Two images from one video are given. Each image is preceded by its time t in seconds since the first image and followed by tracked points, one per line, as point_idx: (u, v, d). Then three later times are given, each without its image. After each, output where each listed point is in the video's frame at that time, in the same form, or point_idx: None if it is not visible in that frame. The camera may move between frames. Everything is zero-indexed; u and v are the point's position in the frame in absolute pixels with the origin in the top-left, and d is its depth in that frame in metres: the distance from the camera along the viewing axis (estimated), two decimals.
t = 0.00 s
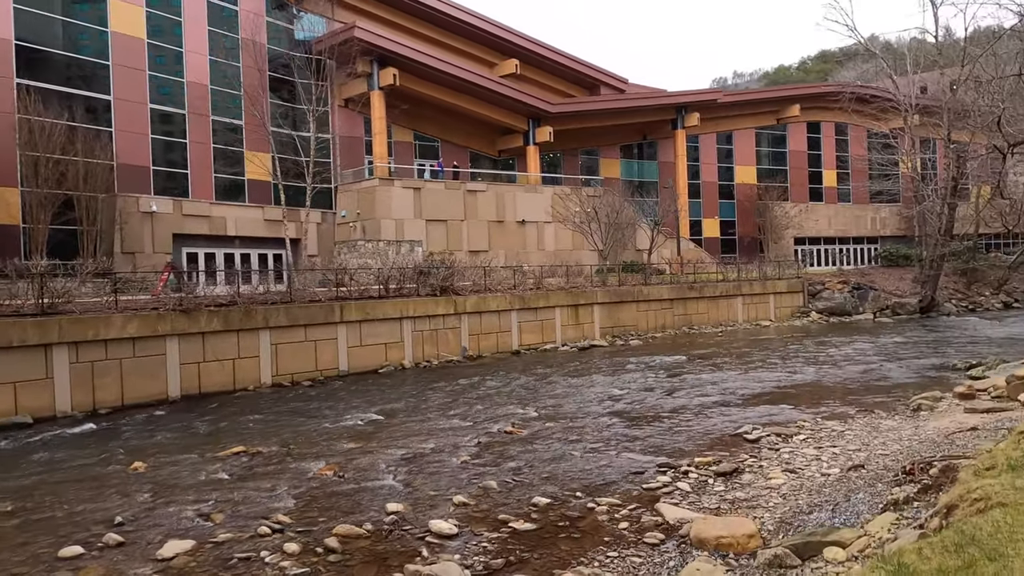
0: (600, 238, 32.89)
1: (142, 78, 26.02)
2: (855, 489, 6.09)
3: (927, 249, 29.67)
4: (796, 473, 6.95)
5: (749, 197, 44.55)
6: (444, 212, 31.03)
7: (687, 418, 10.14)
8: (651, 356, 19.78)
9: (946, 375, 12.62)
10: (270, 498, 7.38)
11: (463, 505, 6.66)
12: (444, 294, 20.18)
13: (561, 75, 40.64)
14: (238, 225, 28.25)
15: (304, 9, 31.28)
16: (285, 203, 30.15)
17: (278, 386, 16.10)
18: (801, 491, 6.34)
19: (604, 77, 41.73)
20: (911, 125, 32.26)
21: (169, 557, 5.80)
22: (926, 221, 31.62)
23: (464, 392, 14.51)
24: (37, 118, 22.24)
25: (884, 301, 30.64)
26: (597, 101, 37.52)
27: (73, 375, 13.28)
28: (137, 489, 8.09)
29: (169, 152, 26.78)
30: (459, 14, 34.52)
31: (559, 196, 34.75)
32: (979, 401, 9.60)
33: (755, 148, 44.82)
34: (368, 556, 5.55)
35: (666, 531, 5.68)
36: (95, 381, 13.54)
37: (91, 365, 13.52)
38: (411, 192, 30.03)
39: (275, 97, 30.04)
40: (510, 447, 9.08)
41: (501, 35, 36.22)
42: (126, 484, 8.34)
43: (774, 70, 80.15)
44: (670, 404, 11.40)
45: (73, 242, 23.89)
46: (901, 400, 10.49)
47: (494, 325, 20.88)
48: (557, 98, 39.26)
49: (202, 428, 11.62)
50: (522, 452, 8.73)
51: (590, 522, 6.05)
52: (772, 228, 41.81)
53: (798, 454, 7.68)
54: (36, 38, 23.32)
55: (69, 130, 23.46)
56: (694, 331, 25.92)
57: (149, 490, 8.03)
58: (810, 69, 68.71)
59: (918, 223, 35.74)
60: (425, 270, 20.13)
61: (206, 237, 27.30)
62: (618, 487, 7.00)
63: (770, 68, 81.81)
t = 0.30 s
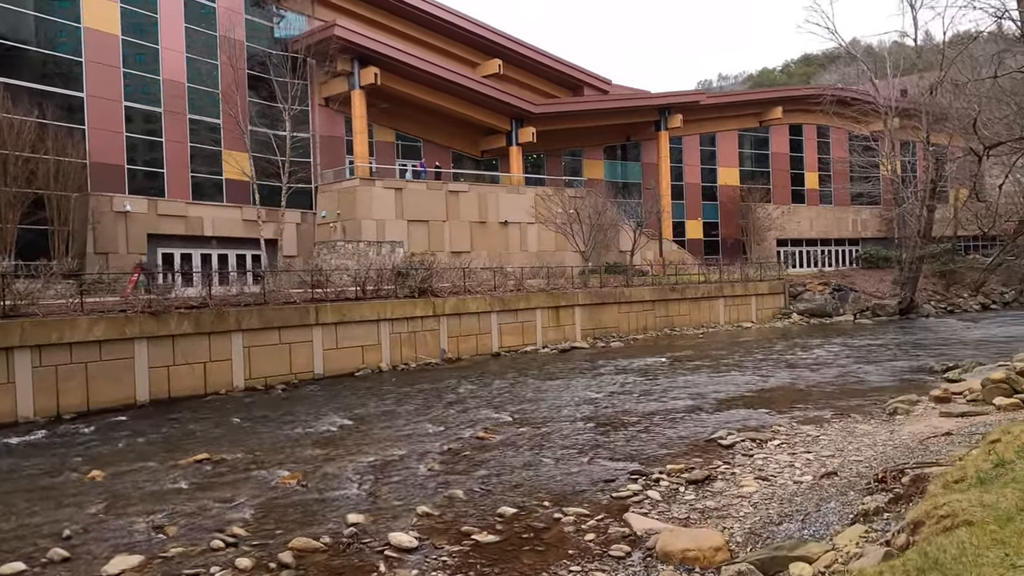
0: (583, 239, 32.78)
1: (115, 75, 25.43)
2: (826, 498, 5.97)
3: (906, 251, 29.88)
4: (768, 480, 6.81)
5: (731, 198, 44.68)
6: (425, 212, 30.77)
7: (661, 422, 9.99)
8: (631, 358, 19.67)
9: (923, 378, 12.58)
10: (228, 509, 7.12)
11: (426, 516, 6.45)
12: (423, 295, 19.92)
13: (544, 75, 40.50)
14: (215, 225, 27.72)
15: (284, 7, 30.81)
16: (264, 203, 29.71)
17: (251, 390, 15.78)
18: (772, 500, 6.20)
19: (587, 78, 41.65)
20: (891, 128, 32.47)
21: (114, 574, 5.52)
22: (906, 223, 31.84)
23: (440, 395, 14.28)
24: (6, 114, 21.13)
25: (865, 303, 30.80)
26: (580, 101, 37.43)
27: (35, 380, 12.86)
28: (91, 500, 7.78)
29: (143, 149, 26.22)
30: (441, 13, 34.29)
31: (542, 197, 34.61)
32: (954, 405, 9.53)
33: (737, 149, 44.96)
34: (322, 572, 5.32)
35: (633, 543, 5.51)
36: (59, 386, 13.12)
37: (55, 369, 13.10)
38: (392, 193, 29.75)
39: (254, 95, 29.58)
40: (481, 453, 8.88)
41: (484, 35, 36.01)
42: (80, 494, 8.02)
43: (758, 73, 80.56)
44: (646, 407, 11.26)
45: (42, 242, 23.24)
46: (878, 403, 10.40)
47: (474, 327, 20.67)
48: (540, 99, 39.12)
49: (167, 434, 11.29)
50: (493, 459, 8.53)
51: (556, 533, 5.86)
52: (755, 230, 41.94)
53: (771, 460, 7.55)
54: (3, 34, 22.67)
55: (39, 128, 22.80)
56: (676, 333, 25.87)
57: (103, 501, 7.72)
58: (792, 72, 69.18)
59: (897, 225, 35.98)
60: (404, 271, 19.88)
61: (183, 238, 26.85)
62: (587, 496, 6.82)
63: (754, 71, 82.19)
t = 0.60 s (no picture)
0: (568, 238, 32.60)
1: (91, 70, 24.81)
2: (804, 501, 5.80)
3: (889, 251, 30.00)
4: (746, 483, 6.64)
5: (716, 198, 44.72)
6: (409, 211, 30.47)
7: (640, 423, 9.81)
8: (614, 358, 19.51)
9: (905, 377, 12.50)
10: (189, 515, 6.84)
11: (393, 522, 6.22)
12: (404, 294, 19.65)
13: (529, 73, 40.31)
14: (194, 223, 27.35)
15: (265, 2, 30.37)
16: (245, 201, 29.28)
17: (226, 391, 15.44)
18: (750, 503, 6.02)
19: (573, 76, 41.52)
20: (874, 128, 32.58)
21: None
22: (888, 222, 31.97)
23: (419, 396, 14.03)
24: None
25: (848, 302, 30.88)
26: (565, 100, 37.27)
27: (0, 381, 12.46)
28: (48, 506, 7.47)
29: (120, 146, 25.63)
30: (425, 10, 34.03)
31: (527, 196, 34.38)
32: (935, 404, 9.43)
33: (722, 149, 45.01)
34: None
35: (605, 549, 5.31)
36: (25, 387, 12.72)
37: (20, 370, 12.69)
38: (376, 191, 29.42)
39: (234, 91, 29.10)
40: (456, 456, 8.65)
41: (468, 33, 35.77)
42: (37, 500, 7.70)
43: (744, 73, 80.88)
44: (625, 408, 11.08)
45: (14, 242, 22.54)
46: (859, 403, 10.28)
47: (455, 327, 20.43)
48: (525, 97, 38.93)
49: (135, 436, 10.97)
50: (467, 462, 8.30)
51: (526, 539, 5.65)
52: (740, 229, 41.97)
53: (751, 461, 7.38)
54: None
55: (12, 123, 22.20)
56: (660, 332, 25.76)
57: (61, 507, 7.41)
58: (778, 73, 69.46)
59: (880, 225, 36.14)
60: (384, 270, 19.61)
61: (161, 236, 26.35)
62: (561, 500, 6.62)
63: (740, 72, 82.50)
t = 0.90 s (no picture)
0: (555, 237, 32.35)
1: (69, 66, 24.16)
2: (783, 514, 5.59)
3: (875, 250, 30.00)
4: (725, 493, 6.41)
5: (705, 196, 44.62)
6: (395, 209, 30.11)
7: (621, 428, 9.58)
8: (599, 359, 19.31)
9: (889, 379, 12.36)
10: (148, 528, 6.54)
11: (358, 536, 5.95)
12: (386, 294, 19.36)
13: (516, 71, 40.03)
14: (174, 222, 26.85)
15: None
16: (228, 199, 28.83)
17: (202, 394, 15.09)
18: (728, 515, 5.80)
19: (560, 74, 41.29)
20: (862, 127, 32.55)
21: None
22: (875, 222, 31.98)
23: (398, 399, 13.74)
24: None
25: (835, 301, 30.85)
26: (553, 98, 37.01)
27: None
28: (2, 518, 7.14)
29: (99, 142, 25.04)
30: (411, 6, 33.67)
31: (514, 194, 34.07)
32: (920, 408, 9.27)
33: (711, 148, 44.90)
34: None
35: (576, 566, 5.06)
36: None
37: None
38: (361, 189, 29.06)
39: (216, 88, 28.61)
40: (430, 463, 8.38)
41: (455, 30, 35.46)
42: None
43: (734, 72, 80.99)
44: (607, 412, 10.86)
45: None
46: (844, 407, 10.10)
47: (439, 327, 20.16)
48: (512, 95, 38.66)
49: (103, 442, 10.63)
50: (441, 470, 8.05)
51: (494, 556, 5.40)
52: (728, 228, 41.87)
53: (731, 470, 7.17)
54: None
55: None
56: (647, 332, 25.59)
57: (15, 519, 7.09)
58: (767, 72, 69.51)
59: (867, 224, 36.17)
60: (366, 269, 19.31)
61: (141, 235, 25.86)
62: (534, 512, 6.37)
63: (731, 71, 82.57)
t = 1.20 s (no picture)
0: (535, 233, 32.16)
1: (34, 58, 23.37)
2: (749, 516, 5.45)
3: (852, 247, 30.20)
4: (692, 495, 6.25)
5: (684, 193, 44.70)
6: (372, 206, 29.73)
7: (591, 428, 9.41)
8: (576, 356, 19.14)
9: (862, 376, 12.32)
10: (92, 539, 6.24)
11: (311, 544, 5.70)
12: (360, 292, 19.03)
13: (495, 67, 39.77)
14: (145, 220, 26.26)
15: None
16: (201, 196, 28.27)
17: (168, 395, 14.69)
18: (693, 518, 5.64)
19: (540, 70, 41.10)
20: (839, 124, 32.72)
21: None
22: (852, 219, 32.19)
23: (370, 399, 13.47)
24: None
25: (812, 298, 31.00)
26: (532, 94, 36.82)
27: None
28: None
29: (66, 137, 24.31)
30: (388, 0, 33.24)
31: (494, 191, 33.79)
32: (891, 405, 9.20)
33: (690, 145, 44.93)
34: None
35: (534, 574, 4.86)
36: None
37: None
38: (337, 185, 28.65)
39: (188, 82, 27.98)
40: (393, 466, 8.14)
41: (433, 25, 35.11)
42: None
43: (714, 71, 81.36)
44: (579, 411, 10.69)
45: None
46: (816, 404, 10.02)
47: (415, 326, 19.88)
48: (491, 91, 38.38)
49: (57, 446, 10.24)
50: (404, 472, 7.81)
51: (451, 563, 5.19)
52: (707, 225, 41.94)
53: (699, 470, 7.02)
54: None
55: None
56: (625, 329, 25.50)
57: None
58: (747, 70, 69.82)
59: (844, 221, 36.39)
60: (339, 267, 18.98)
61: (109, 233, 25.23)
62: (496, 516, 6.16)
63: (711, 69, 82.89)
